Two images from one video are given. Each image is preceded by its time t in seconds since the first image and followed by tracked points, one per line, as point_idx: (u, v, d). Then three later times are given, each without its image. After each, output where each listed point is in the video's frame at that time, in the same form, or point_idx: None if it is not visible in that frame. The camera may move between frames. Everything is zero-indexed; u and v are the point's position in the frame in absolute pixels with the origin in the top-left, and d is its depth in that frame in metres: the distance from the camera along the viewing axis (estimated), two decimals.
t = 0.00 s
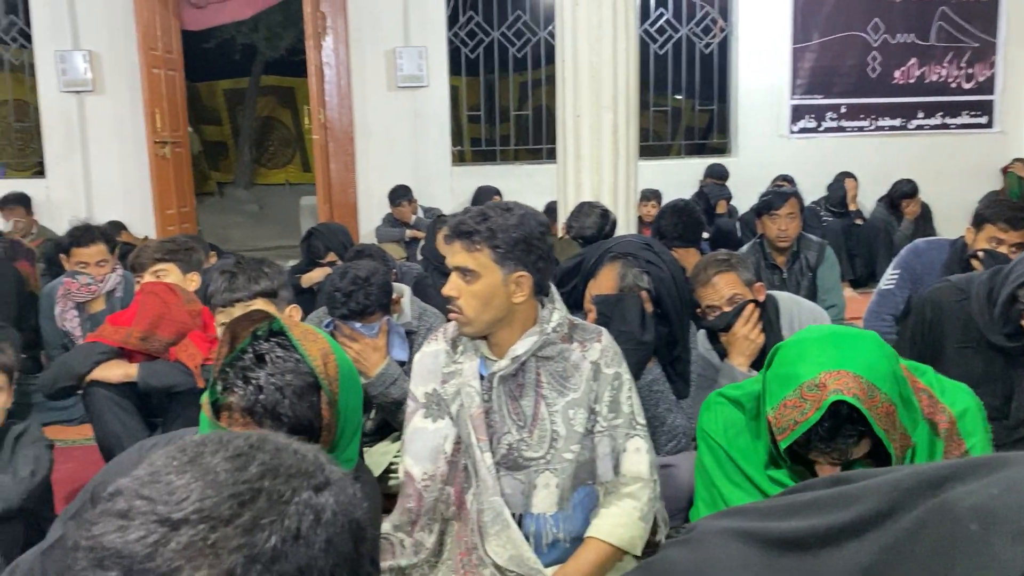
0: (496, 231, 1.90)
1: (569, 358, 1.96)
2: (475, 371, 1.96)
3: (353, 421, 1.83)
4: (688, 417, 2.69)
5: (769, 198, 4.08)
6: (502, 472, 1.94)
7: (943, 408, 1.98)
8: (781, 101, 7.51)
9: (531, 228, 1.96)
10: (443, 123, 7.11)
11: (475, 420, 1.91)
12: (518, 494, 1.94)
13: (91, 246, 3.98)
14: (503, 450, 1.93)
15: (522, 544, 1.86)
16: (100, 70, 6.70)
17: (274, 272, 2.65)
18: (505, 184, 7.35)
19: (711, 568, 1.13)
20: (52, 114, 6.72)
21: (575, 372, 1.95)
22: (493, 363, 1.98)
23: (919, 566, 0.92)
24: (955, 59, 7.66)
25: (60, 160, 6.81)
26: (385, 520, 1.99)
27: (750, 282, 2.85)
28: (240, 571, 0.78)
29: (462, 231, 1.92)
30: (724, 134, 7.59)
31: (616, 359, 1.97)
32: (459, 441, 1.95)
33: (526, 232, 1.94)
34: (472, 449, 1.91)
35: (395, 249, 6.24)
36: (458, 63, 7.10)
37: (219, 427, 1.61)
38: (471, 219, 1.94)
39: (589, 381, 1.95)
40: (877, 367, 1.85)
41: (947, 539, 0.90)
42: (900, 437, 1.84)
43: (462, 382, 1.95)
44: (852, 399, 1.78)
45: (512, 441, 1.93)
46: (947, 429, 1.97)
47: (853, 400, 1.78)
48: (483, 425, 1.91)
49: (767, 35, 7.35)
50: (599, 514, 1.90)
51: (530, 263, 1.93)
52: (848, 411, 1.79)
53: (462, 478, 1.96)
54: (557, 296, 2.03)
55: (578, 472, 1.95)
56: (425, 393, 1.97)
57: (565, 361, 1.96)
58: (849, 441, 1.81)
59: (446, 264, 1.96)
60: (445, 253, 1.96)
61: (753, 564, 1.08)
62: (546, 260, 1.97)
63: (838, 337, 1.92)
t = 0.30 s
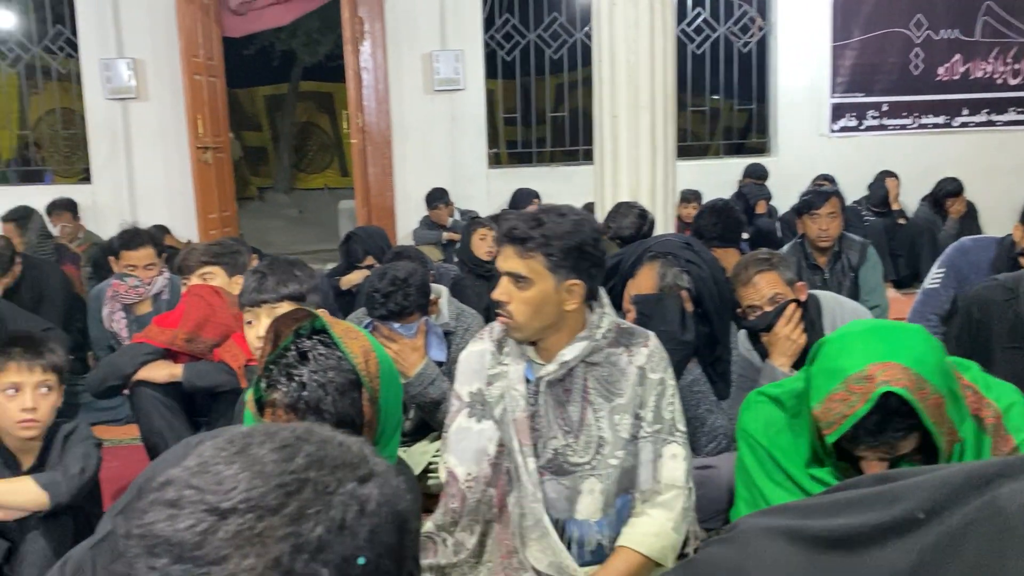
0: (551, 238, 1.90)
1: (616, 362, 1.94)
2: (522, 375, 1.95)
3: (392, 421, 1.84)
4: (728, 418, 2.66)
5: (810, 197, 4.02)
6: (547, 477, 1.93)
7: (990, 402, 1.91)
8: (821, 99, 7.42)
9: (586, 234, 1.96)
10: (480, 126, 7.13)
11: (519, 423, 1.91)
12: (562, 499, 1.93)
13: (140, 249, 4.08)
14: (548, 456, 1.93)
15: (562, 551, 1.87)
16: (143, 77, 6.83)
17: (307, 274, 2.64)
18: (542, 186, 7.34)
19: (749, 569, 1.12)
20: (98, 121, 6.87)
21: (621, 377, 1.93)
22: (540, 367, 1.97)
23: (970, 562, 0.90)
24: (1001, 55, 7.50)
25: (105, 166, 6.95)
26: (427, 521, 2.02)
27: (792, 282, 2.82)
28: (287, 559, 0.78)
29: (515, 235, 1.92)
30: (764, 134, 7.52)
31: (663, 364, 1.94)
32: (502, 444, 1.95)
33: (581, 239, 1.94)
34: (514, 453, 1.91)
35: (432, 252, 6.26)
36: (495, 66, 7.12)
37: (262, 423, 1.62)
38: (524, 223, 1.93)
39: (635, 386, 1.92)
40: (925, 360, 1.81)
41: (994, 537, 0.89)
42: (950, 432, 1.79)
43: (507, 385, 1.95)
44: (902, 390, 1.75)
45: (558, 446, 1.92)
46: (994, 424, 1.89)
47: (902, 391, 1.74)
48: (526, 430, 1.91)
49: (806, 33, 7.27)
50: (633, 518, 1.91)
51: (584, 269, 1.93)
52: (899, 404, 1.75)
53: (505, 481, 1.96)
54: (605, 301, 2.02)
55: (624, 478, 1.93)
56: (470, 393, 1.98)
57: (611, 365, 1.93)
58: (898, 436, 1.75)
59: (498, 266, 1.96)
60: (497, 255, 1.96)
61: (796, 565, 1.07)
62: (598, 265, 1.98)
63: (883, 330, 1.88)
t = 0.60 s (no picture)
0: (597, 245, 1.92)
1: (648, 367, 1.96)
2: (554, 380, 1.97)
3: (421, 419, 1.87)
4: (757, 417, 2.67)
5: (837, 197, 4.00)
6: (580, 483, 1.95)
7: None
8: (848, 98, 7.36)
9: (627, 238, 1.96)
10: (504, 128, 7.15)
11: (550, 430, 1.93)
12: (596, 506, 1.94)
13: (170, 253, 4.11)
14: (583, 461, 1.95)
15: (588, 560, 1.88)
16: (172, 83, 6.93)
17: (334, 277, 2.66)
18: (567, 188, 7.34)
19: (779, 565, 1.06)
20: (128, 127, 6.96)
21: (654, 382, 1.94)
22: (574, 373, 1.99)
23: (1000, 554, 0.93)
24: None
25: (135, 171, 7.04)
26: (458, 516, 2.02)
27: (819, 281, 2.81)
28: (343, 548, 0.80)
29: (562, 241, 1.93)
30: (790, 134, 7.47)
31: (693, 367, 1.96)
32: (533, 450, 1.95)
33: (627, 246, 1.96)
34: (545, 460, 1.93)
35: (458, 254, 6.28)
36: (519, 68, 7.13)
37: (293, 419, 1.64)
38: (570, 229, 1.94)
39: (668, 391, 1.94)
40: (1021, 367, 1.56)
41: None
42: None
43: (540, 389, 1.97)
44: (999, 396, 1.49)
45: (592, 451, 1.95)
46: None
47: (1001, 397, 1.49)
48: (559, 436, 1.93)
49: (832, 32, 7.21)
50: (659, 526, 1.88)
51: (629, 277, 1.95)
52: (991, 410, 1.50)
53: (536, 486, 1.95)
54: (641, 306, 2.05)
55: (656, 484, 1.94)
56: (500, 395, 1.99)
57: (644, 370, 1.96)
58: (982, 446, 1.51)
59: (542, 271, 1.97)
60: (542, 259, 1.97)
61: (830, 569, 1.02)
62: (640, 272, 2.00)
63: (973, 332, 1.62)
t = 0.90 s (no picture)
0: (641, 249, 1.90)
1: (683, 371, 1.95)
2: (586, 382, 1.96)
3: (450, 416, 1.88)
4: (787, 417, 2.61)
5: (869, 196, 3.95)
6: (614, 488, 1.95)
7: None
8: (879, 97, 7.28)
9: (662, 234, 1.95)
10: (532, 131, 7.16)
11: (584, 434, 1.92)
12: (629, 511, 1.95)
13: (198, 256, 4.21)
14: (617, 466, 1.95)
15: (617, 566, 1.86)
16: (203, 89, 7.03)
17: (366, 277, 2.68)
18: (594, 190, 7.32)
19: (810, 565, 1.04)
20: (160, 133, 7.07)
21: (688, 386, 1.94)
22: (608, 377, 1.99)
23: None
24: None
25: (167, 176, 7.13)
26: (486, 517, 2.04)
27: (851, 281, 2.77)
28: (372, 536, 0.81)
29: (604, 243, 1.92)
30: (820, 134, 7.41)
31: (725, 371, 1.95)
32: (564, 453, 1.96)
33: (670, 251, 1.95)
34: (577, 465, 1.92)
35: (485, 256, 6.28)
36: (546, 71, 7.14)
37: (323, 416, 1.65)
38: (612, 232, 1.92)
39: (702, 396, 1.94)
40: None
41: None
42: None
43: (573, 393, 1.96)
44: None
45: (626, 456, 1.94)
46: None
47: None
48: (592, 440, 1.91)
49: (862, 30, 7.15)
50: (690, 532, 1.87)
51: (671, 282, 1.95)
52: None
53: (568, 490, 1.96)
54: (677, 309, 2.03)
55: (690, 490, 1.94)
56: (531, 396, 1.99)
57: (679, 374, 1.95)
58: None
59: (581, 273, 1.95)
60: (581, 262, 1.96)
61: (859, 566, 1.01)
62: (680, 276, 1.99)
63: None
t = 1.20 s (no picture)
0: (677, 249, 1.89)
1: (716, 371, 1.94)
2: (616, 383, 1.96)
3: (479, 417, 1.87)
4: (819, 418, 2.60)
5: (900, 195, 3.90)
6: (646, 489, 1.94)
7: None
8: (909, 95, 7.19)
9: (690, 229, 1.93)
10: (558, 131, 7.15)
11: (614, 435, 1.92)
12: (663, 512, 1.93)
13: (229, 258, 4.22)
14: (648, 468, 1.94)
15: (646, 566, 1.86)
16: (233, 94, 7.11)
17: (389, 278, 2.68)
18: (621, 191, 7.30)
19: (843, 561, 0.99)
20: (191, 138, 7.16)
21: (720, 386, 1.93)
22: (638, 376, 1.99)
23: None
24: None
25: (198, 181, 7.22)
26: (515, 521, 2.04)
27: (883, 280, 2.75)
28: (379, 529, 0.82)
29: (641, 244, 1.89)
30: (850, 133, 7.35)
31: (759, 370, 1.94)
32: (594, 455, 1.95)
33: (704, 250, 1.94)
34: (606, 467, 1.92)
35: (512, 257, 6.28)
36: (572, 72, 7.14)
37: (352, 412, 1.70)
38: (646, 233, 1.90)
39: (735, 395, 1.93)
40: None
41: None
42: None
43: (603, 394, 1.96)
44: None
45: (659, 457, 1.93)
46: None
47: None
48: (622, 442, 1.92)
49: (892, 28, 7.07)
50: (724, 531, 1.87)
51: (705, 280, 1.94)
52: None
53: (598, 491, 1.94)
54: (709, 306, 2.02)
55: (724, 489, 1.93)
56: (560, 397, 1.99)
57: (712, 374, 1.94)
58: None
59: (616, 274, 1.93)
60: (616, 262, 1.93)
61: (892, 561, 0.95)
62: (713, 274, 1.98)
63: None
